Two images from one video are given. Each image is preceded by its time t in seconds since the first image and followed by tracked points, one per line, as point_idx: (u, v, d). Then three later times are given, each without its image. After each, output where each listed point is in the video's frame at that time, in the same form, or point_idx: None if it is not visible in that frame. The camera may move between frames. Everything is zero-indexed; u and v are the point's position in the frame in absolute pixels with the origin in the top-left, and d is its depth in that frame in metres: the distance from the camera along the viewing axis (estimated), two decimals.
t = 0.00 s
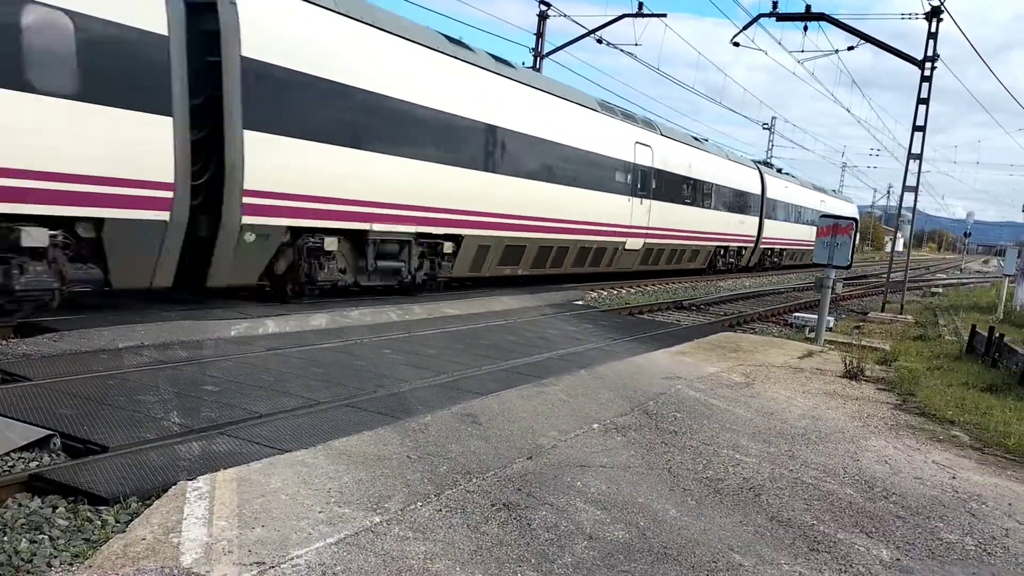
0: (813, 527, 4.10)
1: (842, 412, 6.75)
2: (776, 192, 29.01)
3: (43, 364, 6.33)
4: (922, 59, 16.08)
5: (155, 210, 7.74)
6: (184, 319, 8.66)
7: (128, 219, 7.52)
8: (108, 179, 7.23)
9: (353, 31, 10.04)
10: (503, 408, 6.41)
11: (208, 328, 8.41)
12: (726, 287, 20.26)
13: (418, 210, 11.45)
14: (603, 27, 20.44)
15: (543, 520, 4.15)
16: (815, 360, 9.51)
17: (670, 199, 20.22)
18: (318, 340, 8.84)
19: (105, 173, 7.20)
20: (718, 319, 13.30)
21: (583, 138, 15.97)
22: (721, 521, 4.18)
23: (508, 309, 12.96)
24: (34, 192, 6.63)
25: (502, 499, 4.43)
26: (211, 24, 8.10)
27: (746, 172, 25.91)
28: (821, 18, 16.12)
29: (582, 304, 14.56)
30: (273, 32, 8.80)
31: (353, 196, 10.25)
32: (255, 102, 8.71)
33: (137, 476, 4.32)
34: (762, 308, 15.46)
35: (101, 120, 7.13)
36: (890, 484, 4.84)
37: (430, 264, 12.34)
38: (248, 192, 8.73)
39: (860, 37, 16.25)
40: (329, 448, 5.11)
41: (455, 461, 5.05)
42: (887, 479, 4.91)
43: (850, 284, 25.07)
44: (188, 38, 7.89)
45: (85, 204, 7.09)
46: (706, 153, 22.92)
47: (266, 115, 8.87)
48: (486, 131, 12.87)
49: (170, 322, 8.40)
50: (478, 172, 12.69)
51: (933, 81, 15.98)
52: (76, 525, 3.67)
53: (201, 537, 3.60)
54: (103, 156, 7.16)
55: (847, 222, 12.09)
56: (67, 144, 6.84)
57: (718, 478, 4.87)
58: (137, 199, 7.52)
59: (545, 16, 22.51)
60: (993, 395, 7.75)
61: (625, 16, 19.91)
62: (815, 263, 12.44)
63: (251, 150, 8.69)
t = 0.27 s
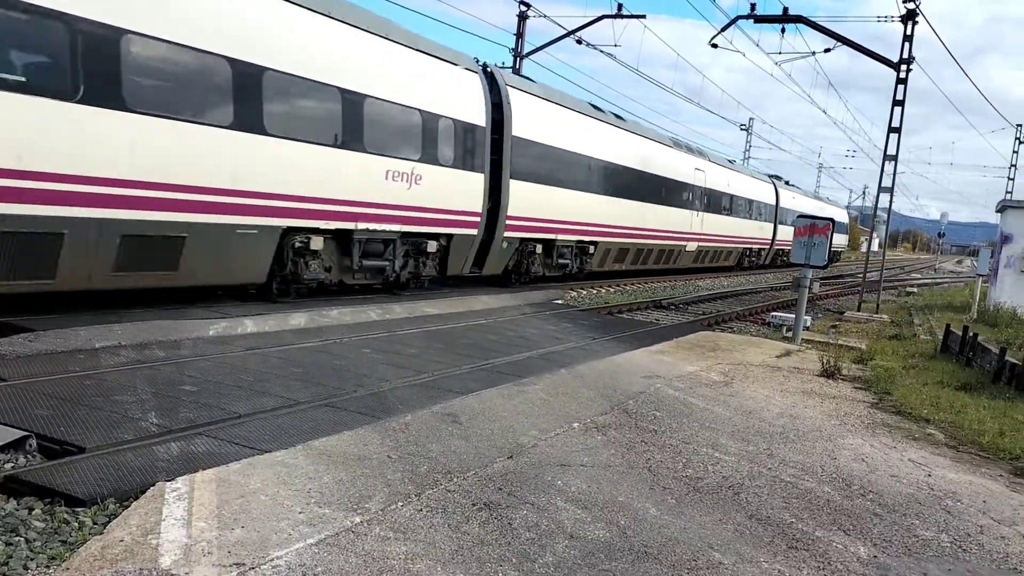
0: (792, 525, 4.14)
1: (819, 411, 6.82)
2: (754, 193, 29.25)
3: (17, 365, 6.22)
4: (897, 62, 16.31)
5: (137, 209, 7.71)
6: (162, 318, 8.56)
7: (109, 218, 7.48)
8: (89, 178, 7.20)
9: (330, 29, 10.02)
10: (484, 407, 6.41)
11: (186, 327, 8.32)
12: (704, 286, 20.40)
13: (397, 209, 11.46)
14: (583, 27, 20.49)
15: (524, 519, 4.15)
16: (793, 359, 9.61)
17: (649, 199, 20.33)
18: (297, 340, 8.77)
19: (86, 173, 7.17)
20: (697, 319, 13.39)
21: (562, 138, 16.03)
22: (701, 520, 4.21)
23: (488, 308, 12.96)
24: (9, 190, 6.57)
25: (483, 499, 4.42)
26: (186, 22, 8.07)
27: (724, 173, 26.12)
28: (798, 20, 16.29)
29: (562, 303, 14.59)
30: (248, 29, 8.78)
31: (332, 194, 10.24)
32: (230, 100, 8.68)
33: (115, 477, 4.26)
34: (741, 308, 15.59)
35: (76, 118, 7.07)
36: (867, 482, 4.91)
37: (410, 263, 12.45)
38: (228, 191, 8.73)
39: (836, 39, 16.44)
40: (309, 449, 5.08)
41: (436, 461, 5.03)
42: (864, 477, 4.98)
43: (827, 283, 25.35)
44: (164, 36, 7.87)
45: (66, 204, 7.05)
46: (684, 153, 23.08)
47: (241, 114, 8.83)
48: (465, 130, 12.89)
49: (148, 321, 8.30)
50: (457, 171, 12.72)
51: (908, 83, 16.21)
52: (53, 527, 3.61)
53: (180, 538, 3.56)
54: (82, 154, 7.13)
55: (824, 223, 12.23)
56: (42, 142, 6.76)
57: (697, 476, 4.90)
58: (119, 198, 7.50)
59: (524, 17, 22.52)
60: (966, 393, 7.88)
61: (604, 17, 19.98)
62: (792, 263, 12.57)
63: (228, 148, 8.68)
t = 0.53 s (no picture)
0: (776, 526, 4.17)
1: (802, 412, 6.88)
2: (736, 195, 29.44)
3: None
4: (877, 65, 16.48)
5: (119, 212, 7.68)
6: (143, 320, 8.47)
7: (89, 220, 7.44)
8: (70, 180, 7.17)
9: (313, 31, 9.97)
10: (469, 409, 6.40)
11: (167, 329, 8.24)
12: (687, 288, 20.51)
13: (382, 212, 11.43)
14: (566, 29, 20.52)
15: (509, 521, 4.15)
16: (775, 361, 9.68)
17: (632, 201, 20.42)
18: (280, 342, 8.71)
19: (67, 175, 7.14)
20: (680, 320, 13.46)
21: (546, 140, 16.06)
22: (686, 521, 4.23)
23: (472, 309, 12.94)
24: None
25: (469, 501, 4.41)
26: (169, 23, 8.00)
27: (707, 175, 26.27)
28: (780, 23, 16.42)
29: (546, 304, 14.61)
30: (230, 31, 8.71)
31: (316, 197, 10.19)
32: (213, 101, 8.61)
33: (96, 480, 4.20)
34: (723, 309, 15.69)
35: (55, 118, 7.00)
36: (850, 483, 4.95)
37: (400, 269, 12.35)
38: (213, 194, 8.69)
39: (818, 42, 16.59)
40: (293, 451, 5.04)
41: (421, 463, 5.02)
42: (847, 478, 5.03)
43: (808, 285, 25.57)
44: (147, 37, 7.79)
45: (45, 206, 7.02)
46: (667, 155, 23.20)
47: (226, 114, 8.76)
48: (449, 132, 12.89)
49: (130, 323, 8.22)
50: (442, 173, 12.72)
51: (888, 86, 16.40)
52: (33, 531, 3.55)
53: (164, 542, 3.52)
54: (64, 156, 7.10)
55: (806, 225, 12.33)
56: (19, 143, 6.72)
57: (682, 478, 4.92)
58: (101, 200, 7.47)
59: (508, 18, 22.52)
60: (945, 394, 7.98)
61: (587, 19, 20.03)
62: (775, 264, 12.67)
63: (214, 151, 8.64)
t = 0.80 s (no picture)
0: (764, 528, 4.20)
1: (788, 415, 6.93)
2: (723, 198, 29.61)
3: None
4: (862, 70, 16.64)
5: (105, 212, 7.61)
6: (128, 322, 8.40)
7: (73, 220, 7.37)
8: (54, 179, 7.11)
9: (299, 32, 9.94)
10: (457, 412, 6.39)
11: (153, 332, 8.17)
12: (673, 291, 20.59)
13: (369, 213, 11.41)
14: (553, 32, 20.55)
15: (499, 524, 4.15)
16: (761, 363, 9.74)
17: (619, 203, 20.48)
18: (267, 345, 8.66)
19: (51, 174, 7.08)
20: (667, 323, 13.52)
21: (532, 143, 16.09)
22: (675, 523, 4.25)
23: (459, 312, 12.93)
24: None
25: (458, 504, 4.41)
26: (154, 23, 7.96)
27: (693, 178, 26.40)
28: (766, 27, 16.54)
29: (533, 307, 14.62)
30: (216, 32, 8.67)
31: (302, 199, 10.15)
32: (199, 101, 8.56)
33: (83, 484, 4.16)
34: (710, 312, 15.77)
35: (39, 118, 6.94)
36: (837, 485, 4.99)
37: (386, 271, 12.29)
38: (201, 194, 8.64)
39: (804, 46, 16.72)
40: (282, 455, 5.01)
41: (411, 466, 5.01)
42: (834, 480, 5.07)
43: (793, 288, 25.74)
44: (131, 36, 7.73)
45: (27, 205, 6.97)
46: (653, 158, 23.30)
47: (211, 115, 8.72)
48: (436, 134, 12.88)
49: (115, 325, 8.16)
50: (430, 175, 12.71)
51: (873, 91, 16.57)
52: (19, 535, 3.51)
53: (152, 547, 3.49)
54: (48, 155, 7.04)
55: (792, 228, 12.41)
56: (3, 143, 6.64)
57: (670, 480, 4.94)
58: (86, 200, 7.41)
59: (495, 22, 22.55)
60: (930, 396, 8.06)
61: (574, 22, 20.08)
62: (761, 267, 12.75)
63: (201, 151, 8.59)
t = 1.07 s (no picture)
0: (753, 532, 4.21)
1: (777, 419, 6.96)
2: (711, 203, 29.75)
3: None
4: (849, 76, 16.78)
5: (93, 216, 7.59)
6: (115, 326, 8.34)
7: (61, 224, 7.34)
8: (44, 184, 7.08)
9: (286, 36, 9.92)
10: (447, 416, 6.38)
11: (140, 336, 8.11)
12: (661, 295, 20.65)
13: (356, 216, 11.39)
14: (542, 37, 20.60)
15: (488, 529, 4.14)
16: (750, 367, 9.80)
17: (607, 208, 20.54)
18: (254, 349, 8.62)
19: (40, 179, 7.04)
20: (656, 327, 13.56)
21: (520, 147, 16.11)
22: (664, 528, 4.25)
23: (448, 316, 12.92)
24: None
25: (447, 509, 4.40)
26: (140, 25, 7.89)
27: (681, 183, 26.51)
28: (753, 33, 16.66)
29: (522, 311, 14.63)
30: (202, 35, 8.62)
31: (287, 202, 10.10)
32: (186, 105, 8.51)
33: (69, 490, 4.12)
34: (698, 316, 15.83)
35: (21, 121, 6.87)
36: (825, 488, 5.02)
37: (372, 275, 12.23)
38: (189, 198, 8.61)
39: (791, 52, 16.85)
40: (270, 460, 4.99)
41: (400, 471, 4.99)
42: (822, 484, 5.09)
43: (781, 292, 25.88)
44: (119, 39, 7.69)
45: (17, 210, 6.91)
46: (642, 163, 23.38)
47: (196, 118, 8.67)
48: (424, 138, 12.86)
49: (103, 330, 8.11)
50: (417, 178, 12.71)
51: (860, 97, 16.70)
52: (5, 542, 3.47)
53: (139, 552, 3.46)
54: (36, 160, 7.01)
55: (780, 232, 12.48)
56: None
57: (659, 484, 4.95)
58: (75, 205, 7.38)
59: (484, 26, 22.59)
60: (917, 400, 8.12)
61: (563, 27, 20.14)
62: (749, 272, 12.82)
63: (189, 154, 8.57)
